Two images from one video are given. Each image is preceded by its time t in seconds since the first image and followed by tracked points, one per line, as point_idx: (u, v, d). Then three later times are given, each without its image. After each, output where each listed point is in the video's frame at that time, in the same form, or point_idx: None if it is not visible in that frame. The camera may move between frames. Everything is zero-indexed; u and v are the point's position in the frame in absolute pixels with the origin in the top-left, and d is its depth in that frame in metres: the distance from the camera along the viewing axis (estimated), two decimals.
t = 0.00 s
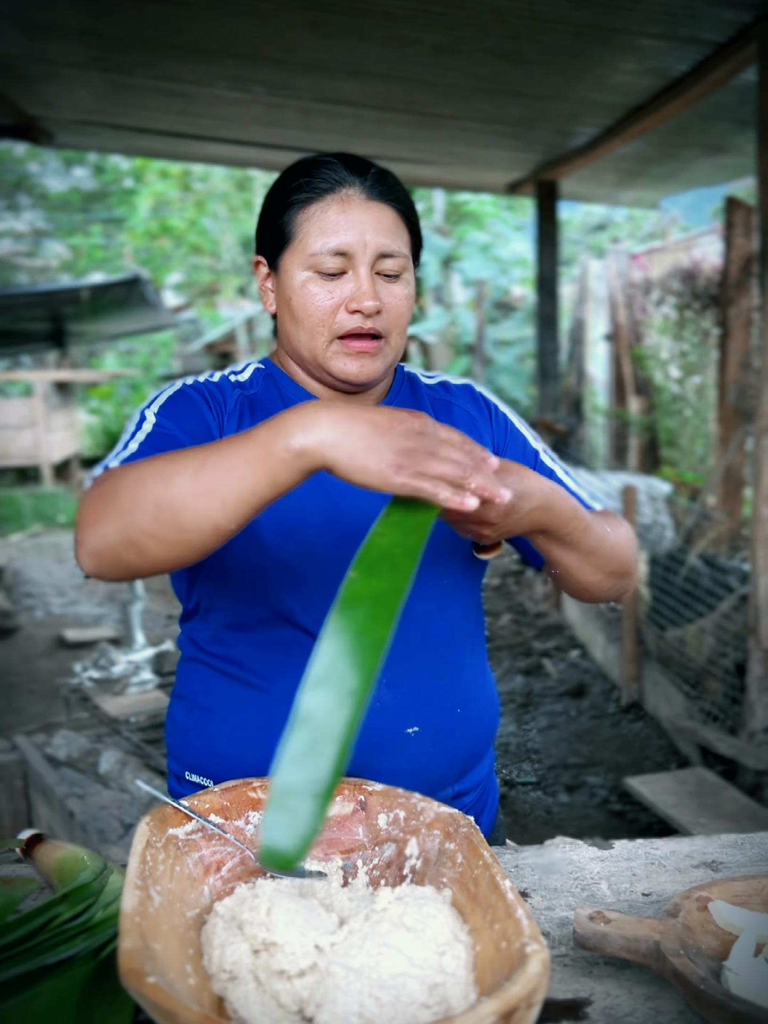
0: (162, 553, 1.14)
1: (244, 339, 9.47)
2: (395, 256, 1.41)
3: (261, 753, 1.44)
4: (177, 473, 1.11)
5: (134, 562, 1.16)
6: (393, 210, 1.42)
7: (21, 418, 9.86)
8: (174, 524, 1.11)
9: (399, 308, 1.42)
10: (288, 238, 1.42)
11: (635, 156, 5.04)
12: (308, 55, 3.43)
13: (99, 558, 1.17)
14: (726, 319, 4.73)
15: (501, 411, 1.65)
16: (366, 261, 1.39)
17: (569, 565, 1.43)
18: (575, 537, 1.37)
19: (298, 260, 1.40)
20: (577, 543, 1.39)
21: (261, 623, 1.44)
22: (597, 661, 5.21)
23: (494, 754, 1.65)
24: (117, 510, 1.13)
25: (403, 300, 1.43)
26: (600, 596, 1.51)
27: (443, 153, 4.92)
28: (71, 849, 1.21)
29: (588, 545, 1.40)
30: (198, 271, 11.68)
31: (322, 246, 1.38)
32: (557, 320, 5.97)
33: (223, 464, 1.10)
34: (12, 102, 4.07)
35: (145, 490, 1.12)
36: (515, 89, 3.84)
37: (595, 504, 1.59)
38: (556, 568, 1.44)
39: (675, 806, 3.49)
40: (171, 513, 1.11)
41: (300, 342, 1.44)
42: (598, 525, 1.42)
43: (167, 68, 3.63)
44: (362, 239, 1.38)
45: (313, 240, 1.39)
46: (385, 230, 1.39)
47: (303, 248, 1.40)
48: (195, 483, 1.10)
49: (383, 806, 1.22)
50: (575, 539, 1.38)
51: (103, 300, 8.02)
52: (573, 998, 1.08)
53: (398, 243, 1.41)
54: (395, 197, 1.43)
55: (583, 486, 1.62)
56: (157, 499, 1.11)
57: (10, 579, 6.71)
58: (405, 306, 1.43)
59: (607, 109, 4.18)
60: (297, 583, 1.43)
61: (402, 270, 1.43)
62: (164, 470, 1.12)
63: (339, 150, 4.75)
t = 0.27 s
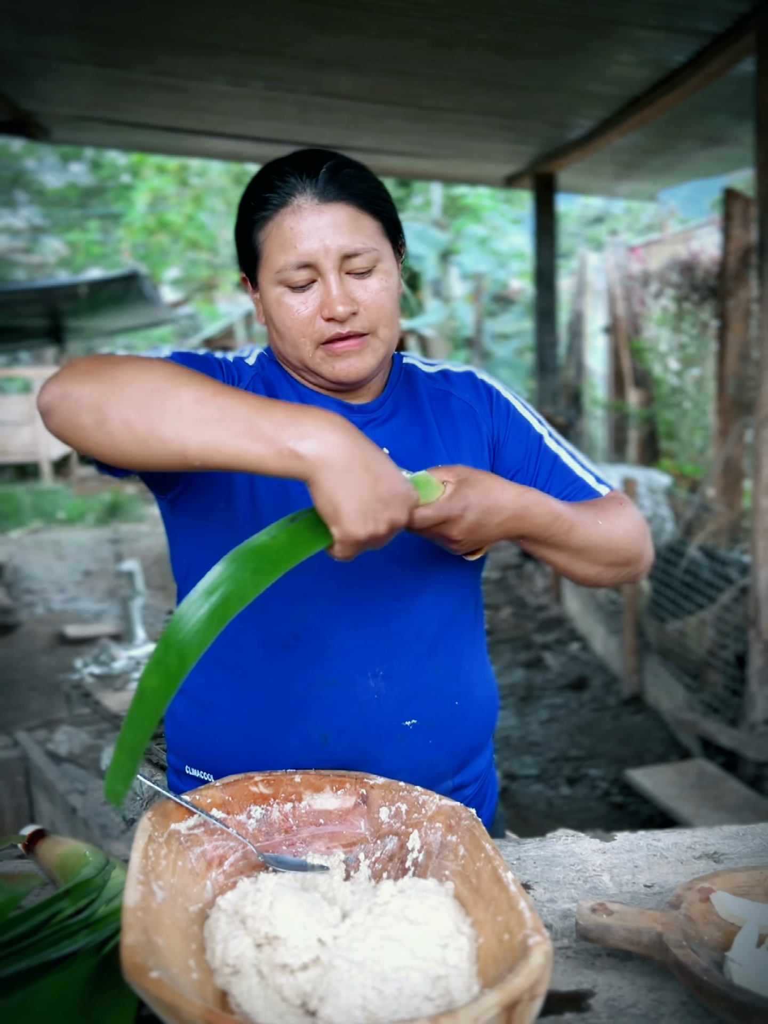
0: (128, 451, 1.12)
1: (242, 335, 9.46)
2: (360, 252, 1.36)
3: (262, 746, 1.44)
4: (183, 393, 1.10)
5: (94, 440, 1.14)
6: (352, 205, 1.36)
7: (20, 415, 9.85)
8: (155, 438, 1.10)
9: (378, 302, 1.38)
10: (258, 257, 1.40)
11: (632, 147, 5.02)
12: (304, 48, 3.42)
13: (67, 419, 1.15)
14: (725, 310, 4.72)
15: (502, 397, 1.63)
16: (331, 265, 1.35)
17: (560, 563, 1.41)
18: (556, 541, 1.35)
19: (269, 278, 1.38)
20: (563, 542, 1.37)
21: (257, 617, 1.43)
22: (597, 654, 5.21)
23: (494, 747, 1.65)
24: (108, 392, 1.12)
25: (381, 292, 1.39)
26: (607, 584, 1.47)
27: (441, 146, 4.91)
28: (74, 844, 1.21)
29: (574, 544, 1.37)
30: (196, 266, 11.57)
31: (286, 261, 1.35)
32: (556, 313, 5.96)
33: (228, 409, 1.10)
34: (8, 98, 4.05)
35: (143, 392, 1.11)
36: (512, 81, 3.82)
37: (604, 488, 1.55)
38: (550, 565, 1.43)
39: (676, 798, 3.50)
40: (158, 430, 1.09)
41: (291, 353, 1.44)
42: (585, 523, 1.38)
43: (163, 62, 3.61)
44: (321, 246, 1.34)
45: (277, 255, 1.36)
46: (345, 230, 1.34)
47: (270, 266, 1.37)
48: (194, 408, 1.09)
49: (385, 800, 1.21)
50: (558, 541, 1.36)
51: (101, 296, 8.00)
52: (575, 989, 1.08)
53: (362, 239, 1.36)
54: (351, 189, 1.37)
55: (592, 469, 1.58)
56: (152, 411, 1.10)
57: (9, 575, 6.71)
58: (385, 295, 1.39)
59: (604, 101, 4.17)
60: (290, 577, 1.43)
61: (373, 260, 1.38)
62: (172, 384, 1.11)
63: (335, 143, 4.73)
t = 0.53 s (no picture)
0: (125, 443, 1.13)
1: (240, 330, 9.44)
2: (350, 238, 1.35)
3: (265, 739, 1.44)
4: (181, 382, 1.11)
5: (90, 436, 1.15)
6: (339, 193, 1.36)
7: (19, 411, 9.84)
8: (150, 426, 1.11)
9: (375, 287, 1.37)
10: (254, 257, 1.41)
11: (631, 139, 5.00)
12: (301, 41, 3.40)
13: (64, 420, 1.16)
14: (725, 301, 4.70)
15: (509, 394, 1.60)
16: (323, 253, 1.35)
17: (540, 576, 1.39)
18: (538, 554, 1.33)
19: (265, 276, 1.39)
20: (547, 558, 1.34)
21: (259, 609, 1.44)
22: (598, 646, 5.21)
23: (498, 740, 1.65)
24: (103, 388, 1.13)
25: (375, 276, 1.37)
26: (584, 603, 1.45)
27: (438, 139, 4.89)
28: (75, 839, 1.21)
29: (555, 560, 1.35)
30: (193, 261, 11.66)
31: (278, 254, 1.36)
32: (555, 306, 5.95)
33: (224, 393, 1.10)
34: (3, 92, 4.03)
35: (139, 384, 1.12)
36: (510, 72, 3.80)
37: (595, 503, 1.50)
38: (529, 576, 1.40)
39: (678, 790, 3.50)
40: (154, 418, 1.11)
41: (293, 348, 1.43)
42: (570, 541, 1.35)
43: (160, 56, 3.59)
44: (312, 235, 1.34)
45: (270, 251, 1.37)
46: (333, 218, 1.35)
47: (265, 263, 1.38)
48: (189, 405, 1.10)
49: (387, 793, 1.21)
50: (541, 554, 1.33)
51: (99, 292, 7.98)
52: (580, 982, 1.08)
53: (351, 225, 1.36)
54: (337, 177, 1.37)
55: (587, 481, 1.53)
56: (147, 401, 1.11)
57: (9, 572, 6.70)
58: (380, 279, 1.38)
59: (602, 92, 4.15)
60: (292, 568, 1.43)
61: (365, 245, 1.37)
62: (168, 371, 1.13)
63: (333, 137, 4.71)
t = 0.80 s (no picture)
0: (133, 542, 1.17)
1: (239, 324, 9.43)
2: (369, 226, 1.37)
3: (266, 733, 1.44)
4: (170, 471, 1.15)
5: (99, 542, 1.18)
6: (358, 181, 1.38)
7: (18, 407, 9.83)
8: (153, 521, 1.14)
9: (392, 276, 1.39)
10: (270, 243, 1.42)
11: (629, 131, 4.98)
12: (298, 35, 3.39)
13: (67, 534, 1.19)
14: (724, 293, 4.69)
15: (519, 398, 1.60)
16: (341, 240, 1.36)
17: (522, 575, 1.36)
18: (530, 551, 1.30)
19: (281, 261, 1.40)
20: (533, 562, 1.32)
21: (262, 602, 1.43)
22: (599, 640, 5.21)
23: (503, 736, 1.64)
24: (98, 494, 1.16)
25: (392, 266, 1.39)
26: (554, 613, 1.44)
27: (437, 132, 4.88)
28: (77, 835, 1.21)
29: (544, 562, 1.32)
30: (192, 255, 11.68)
31: (296, 240, 1.37)
32: (554, 299, 5.94)
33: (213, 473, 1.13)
34: None
35: (131, 481, 1.15)
36: (508, 64, 3.79)
37: (583, 520, 1.48)
38: (509, 573, 1.37)
39: (680, 783, 3.50)
40: (156, 511, 1.14)
41: (306, 335, 1.44)
42: (560, 546, 1.33)
43: (156, 50, 3.58)
44: (331, 222, 1.36)
45: (287, 237, 1.38)
46: (352, 206, 1.36)
47: (282, 248, 1.39)
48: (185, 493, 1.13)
49: (389, 786, 1.21)
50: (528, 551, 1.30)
51: (97, 287, 7.96)
52: (583, 975, 1.08)
53: (370, 214, 1.38)
54: (356, 166, 1.39)
55: (580, 497, 1.51)
56: (143, 496, 1.14)
57: (9, 568, 6.70)
58: (398, 269, 1.40)
59: (600, 84, 4.14)
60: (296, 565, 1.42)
61: (383, 236, 1.39)
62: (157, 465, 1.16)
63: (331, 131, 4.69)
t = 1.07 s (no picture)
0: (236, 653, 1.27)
1: (238, 320, 9.42)
2: (380, 217, 1.39)
3: (274, 727, 1.44)
4: (228, 595, 1.19)
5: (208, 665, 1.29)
6: (371, 173, 1.40)
7: (17, 404, 9.83)
8: (241, 636, 1.23)
9: (398, 268, 1.39)
10: (279, 227, 1.42)
11: (629, 123, 4.96)
12: (296, 28, 3.37)
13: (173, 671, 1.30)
14: (725, 286, 4.68)
15: (524, 387, 1.59)
16: (351, 228, 1.38)
17: (521, 566, 1.36)
18: (524, 540, 1.30)
19: (290, 245, 1.41)
20: (528, 549, 1.32)
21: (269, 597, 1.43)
22: (601, 633, 5.21)
23: (510, 731, 1.64)
24: (181, 641, 1.23)
25: (400, 258, 1.40)
26: (561, 604, 1.43)
27: (435, 126, 4.86)
28: (84, 831, 1.21)
29: (540, 550, 1.32)
30: (191, 251, 11.55)
31: (305, 224, 1.38)
32: (554, 292, 5.92)
33: (269, 583, 1.17)
34: None
35: (203, 617, 1.21)
36: (507, 57, 3.78)
37: (592, 508, 1.50)
38: (509, 565, 1.37)
39: (683, 776, 3.50)
40: (238, 632, 1.22)
41: (309, 324, 1.42)
42: (557, 534, 1.33)
43: (154, 45, 3.56)
44: (342, 209, 1.37)
45: (297, 221, 1.39)
46: (364, 195, 1.38)
47: (291, 231, 1.40)
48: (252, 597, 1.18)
49: (396, 781, 1.21)
50: (524, 540, 1.30)
51: (96, 283, 7.95)
52: (591, 967, 1.07)
53: (381, 205, 1.39)
54: (371, 157, 1.41)
55: (588, 486, 1.53)
56: (220, 623, 1.21)
57: (11, 565, 6.70)
58: (406, 263, 1.40)
59: (600, 76, 4.12)
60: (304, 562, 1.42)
61: (393, 230, 1.41)
62: (212, 595, 1.20)
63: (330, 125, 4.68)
